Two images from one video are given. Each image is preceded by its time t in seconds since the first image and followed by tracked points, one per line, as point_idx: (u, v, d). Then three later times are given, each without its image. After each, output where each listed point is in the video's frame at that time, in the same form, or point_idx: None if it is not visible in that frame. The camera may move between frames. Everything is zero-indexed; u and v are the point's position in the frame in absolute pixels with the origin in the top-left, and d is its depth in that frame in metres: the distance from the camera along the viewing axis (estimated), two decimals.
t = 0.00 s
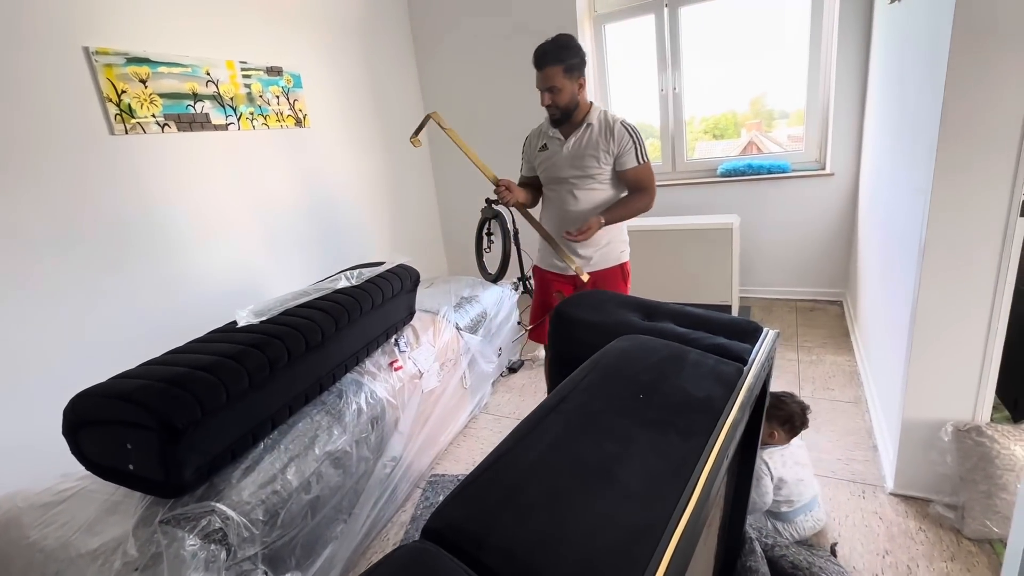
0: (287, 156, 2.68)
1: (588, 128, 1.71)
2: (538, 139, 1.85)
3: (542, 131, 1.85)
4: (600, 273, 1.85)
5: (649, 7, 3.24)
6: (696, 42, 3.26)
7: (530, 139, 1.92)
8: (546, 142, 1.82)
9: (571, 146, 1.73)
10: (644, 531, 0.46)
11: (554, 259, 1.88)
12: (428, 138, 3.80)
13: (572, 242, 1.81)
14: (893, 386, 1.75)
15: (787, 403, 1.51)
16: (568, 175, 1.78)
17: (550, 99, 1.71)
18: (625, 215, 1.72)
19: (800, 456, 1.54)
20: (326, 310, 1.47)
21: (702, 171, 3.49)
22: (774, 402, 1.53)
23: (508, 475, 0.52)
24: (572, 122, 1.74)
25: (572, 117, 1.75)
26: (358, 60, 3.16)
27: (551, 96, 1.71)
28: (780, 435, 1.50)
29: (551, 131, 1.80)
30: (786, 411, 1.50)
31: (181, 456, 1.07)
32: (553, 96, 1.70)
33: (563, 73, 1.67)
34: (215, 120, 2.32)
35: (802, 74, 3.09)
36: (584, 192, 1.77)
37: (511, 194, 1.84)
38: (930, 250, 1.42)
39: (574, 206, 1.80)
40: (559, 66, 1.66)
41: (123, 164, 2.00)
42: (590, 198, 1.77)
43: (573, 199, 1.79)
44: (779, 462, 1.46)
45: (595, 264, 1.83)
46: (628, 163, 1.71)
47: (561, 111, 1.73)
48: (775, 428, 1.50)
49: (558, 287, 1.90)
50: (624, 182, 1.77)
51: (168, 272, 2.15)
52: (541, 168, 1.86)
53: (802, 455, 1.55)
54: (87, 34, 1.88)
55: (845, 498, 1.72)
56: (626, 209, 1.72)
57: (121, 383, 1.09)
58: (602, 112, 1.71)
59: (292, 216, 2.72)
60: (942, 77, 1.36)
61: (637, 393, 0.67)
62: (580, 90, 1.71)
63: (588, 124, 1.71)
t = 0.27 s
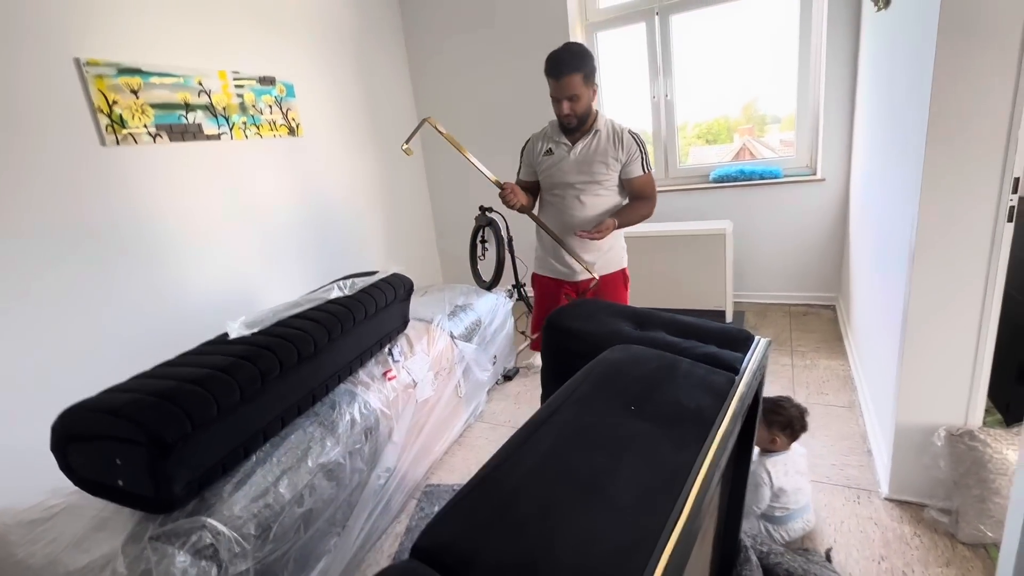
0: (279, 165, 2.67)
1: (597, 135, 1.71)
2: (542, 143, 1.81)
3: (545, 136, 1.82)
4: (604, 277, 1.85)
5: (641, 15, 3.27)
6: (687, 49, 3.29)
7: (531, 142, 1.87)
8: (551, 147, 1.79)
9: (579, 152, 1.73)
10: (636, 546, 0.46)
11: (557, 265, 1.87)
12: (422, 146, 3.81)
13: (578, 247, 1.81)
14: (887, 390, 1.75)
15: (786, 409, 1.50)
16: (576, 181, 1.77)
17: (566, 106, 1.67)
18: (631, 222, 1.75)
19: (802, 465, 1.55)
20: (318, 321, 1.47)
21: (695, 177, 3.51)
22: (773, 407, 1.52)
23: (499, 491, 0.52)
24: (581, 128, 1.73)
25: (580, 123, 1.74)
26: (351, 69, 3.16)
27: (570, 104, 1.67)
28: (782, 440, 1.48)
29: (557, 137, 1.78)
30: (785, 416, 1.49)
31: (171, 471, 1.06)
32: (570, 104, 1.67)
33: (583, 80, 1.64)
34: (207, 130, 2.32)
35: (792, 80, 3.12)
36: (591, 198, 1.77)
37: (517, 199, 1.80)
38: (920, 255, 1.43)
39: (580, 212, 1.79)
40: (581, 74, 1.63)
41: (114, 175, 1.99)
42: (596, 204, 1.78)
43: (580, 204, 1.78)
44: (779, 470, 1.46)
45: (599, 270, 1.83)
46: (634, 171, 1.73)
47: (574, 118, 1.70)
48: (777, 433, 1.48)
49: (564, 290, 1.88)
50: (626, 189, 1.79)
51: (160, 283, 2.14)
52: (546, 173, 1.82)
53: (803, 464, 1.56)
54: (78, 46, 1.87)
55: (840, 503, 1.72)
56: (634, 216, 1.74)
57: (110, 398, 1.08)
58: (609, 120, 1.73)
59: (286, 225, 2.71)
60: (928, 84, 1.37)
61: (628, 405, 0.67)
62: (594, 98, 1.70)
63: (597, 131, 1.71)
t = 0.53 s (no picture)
0: (275, 175, 2.68)
1: (592, 143, 1.72)
2: (537, 151, 1.79)
3: (538, 144, 1.80)
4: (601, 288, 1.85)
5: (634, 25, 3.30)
6: (680, 58, 3.32)
7: (524, 151, 1.84)
8: (547, 155, 1.77)
9: (576, 160, 1.73)
10: (630, 555, 0.46)
11: (554, 273, 1.86)
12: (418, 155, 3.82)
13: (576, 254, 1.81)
14: (883, 395, 1.75)
15: (805, 430, 1.45)
16: (572, 189, 1.77)
17: (574, 113, 1.64)
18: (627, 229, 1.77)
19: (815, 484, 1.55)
20: (314, 331, 1.46)
21: (690, 184, 3.53)
22: (792, 427, 1.46)
23: (493, 500, 0.52)
24: (577, 136, 1.73)
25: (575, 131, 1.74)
26: (347, 79, 3.18)
27: (579, 112, 1.64)
28: (795, 462, 1.46)
29: (552, 144, 1.77)
30: (803, 439, 1.44)
31: (166, 484, 1.05)
32: (580, 111, 1.64)
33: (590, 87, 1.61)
34: (204, 141, 2.32)
35: (784, 87, 3.15)
36: (588, 205, 1.77)
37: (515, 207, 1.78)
38: (913, 261, 1.44)
39: (578, 219, 1.78)
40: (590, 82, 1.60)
41: (110, 187, 1.99)
42: (593, 212, 1.78)
43: (577, 212, 1.78)
44: (787, 490, 1.46)
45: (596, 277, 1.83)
46: (628, 180, 1.76)
47: (580, 125, 1.69)
48: (790, 455, 1.46)
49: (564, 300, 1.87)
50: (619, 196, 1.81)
51: (155, 295, 2.13)
52: (542, 181, 1.80)
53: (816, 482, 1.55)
54: (74, 58, 1.88)
55: (839, 509, 1.71)
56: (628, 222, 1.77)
57: (104, 411, 1.07)
58: (603, 128, 1.74)
59: (282, 235, 2.72)
60: (917, 91, 1.38)
61: (623, 413, 0.67)
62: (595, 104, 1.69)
63: (593, 139, 1.72)
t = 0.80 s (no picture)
0: (273, 178, 2.67)
1: (578, 143, 1.73)
2: (523, 156, 1.80)
3: (524, 149, 1.81)
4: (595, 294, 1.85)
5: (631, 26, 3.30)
6: (678, 59, 3.32)
7: (510, 159, 1.85)
8: (534, 159, 1.77)
9: (563, 161, 1.73)
10: (633, 560, 0.45)
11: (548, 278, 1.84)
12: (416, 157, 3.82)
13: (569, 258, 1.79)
14: (885, 395, 1.75)
15: (800, 428, 1.46)
16: (562, 191, 1.75)
17: (558, 109, 1.66)
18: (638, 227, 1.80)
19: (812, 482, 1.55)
20: (313, 335, 1.46)
21: (689, 185, 3.53)
22: (788, 425, 1.47)
23: (494, 506, 0.51)
24: (563, 137, 1.74)
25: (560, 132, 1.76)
26: (345, 82, 3.18)
27: (562, 106, 1.66)
28: (789, 459, 1.46)
29: (538, 148, 1.77)
30: (797, 437, 1.45)
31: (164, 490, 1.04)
32: (564, 106, 1.66)
33: (572, 81, 1.66)
34: (202, 144, 2.32)
35: (782, 87, 3.14)
36: (579, 206, 1.76)
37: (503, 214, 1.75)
38: (914, 260, 1.43)
39: (570, 221, 1.76)
40: (570, 75, 1.65)
41: (108, 192, 1.98)
42: (585, 213, 1.76)
43: (569, 213, 1.76)
44: (782, 486, 1.44)
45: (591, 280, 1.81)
46: (621, 175, 1.77)
47: (565, 124, 1.70)
48: (784, 452, 1.46)
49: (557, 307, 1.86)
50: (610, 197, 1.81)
51: (154, 299, 2.12)
52: (530, 185, 1.79)
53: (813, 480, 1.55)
54: (71, 62, 1.87)
55: (841, 510, 1.71)
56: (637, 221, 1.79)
57: (102, 417, 1.07)
58: (588, 128, 1.76)
59: (281, 238, 2.71)
60: (916, 91, 1.38)
61: (625, 416, 0.66)
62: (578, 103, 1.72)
63: (578, 139, 1.73)
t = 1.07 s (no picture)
0: (270, 183, 2.67)
1: (565, 147, 1.73)
2: (509, 162, 1.80)
3: (510, 154, 1.81)
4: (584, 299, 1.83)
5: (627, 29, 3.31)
6: (674, 62, 3.33)
7: (496, 164, 1.85)
8: (520, 165, 1.77)
9: (549, 166, 1.72)
10: (632, 564, 0.45)
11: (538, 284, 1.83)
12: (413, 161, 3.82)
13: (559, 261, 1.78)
14: (882, 397, 1.75)
15: (779, 420, 1.48)
16: (549, 196, 1.75)
17: (543, 100, 1.68)
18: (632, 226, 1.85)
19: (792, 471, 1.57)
20: (310, 339, 1.46)
21: (686, 187, 3.53)
22: (768, 418, 1.49)
23: (493, 511, 0.51)
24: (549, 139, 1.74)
25: (546, 133, 1.76)
26: (342, 86, 3.18)
27: (547, 98, 1.69)
28: (770, 451, 1.46)
29: (524, 153, 1.77)
30: (778, 429, 1.46)
31: (161, 496, 1.04)
32: (549, 97, 1.68)
33: (557, 75, 1.69)
34: (198, 149, 2.31)
35: (778, 90, 3.16)
36: (567, 211, 1.75)
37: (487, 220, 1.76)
38: (910, 261, 1.43)
39: (559, 226, 1.76)
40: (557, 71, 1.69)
41: (104, 197, 1.98)
42: (574, 218, 1.76)
43: (557, 219, 1.76)
44: (765, 476, 1.46)
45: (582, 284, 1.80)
46: (612, 178, 1.78)
47: (551, 117, 1.71)
48: (767, 444, 1.46)
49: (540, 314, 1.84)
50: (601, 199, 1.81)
51: (150, 304, 2.12)
52: (517, 191, 1.80)
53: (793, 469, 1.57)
54: (67, 67, 1.87)
55: (840, 512, 1.71)
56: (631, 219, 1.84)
57: (98, 423, 1.06)
58: (574, 131, 1.75)
59: (278, 242, 2.71)
60: (910, 93, 1.39)
61: (623, 419, 0.66)
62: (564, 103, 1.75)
63: (565, 143, 1.73)
